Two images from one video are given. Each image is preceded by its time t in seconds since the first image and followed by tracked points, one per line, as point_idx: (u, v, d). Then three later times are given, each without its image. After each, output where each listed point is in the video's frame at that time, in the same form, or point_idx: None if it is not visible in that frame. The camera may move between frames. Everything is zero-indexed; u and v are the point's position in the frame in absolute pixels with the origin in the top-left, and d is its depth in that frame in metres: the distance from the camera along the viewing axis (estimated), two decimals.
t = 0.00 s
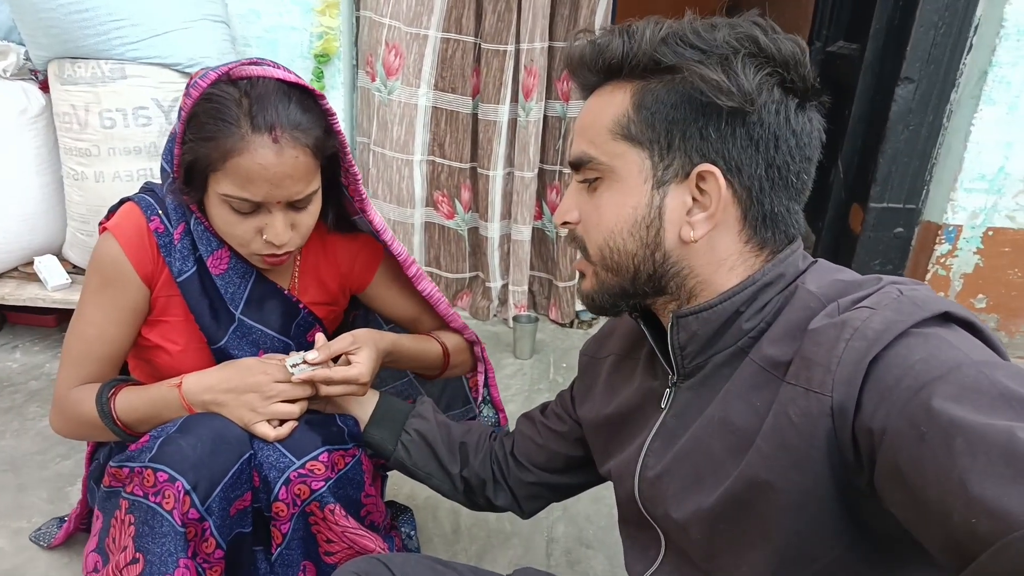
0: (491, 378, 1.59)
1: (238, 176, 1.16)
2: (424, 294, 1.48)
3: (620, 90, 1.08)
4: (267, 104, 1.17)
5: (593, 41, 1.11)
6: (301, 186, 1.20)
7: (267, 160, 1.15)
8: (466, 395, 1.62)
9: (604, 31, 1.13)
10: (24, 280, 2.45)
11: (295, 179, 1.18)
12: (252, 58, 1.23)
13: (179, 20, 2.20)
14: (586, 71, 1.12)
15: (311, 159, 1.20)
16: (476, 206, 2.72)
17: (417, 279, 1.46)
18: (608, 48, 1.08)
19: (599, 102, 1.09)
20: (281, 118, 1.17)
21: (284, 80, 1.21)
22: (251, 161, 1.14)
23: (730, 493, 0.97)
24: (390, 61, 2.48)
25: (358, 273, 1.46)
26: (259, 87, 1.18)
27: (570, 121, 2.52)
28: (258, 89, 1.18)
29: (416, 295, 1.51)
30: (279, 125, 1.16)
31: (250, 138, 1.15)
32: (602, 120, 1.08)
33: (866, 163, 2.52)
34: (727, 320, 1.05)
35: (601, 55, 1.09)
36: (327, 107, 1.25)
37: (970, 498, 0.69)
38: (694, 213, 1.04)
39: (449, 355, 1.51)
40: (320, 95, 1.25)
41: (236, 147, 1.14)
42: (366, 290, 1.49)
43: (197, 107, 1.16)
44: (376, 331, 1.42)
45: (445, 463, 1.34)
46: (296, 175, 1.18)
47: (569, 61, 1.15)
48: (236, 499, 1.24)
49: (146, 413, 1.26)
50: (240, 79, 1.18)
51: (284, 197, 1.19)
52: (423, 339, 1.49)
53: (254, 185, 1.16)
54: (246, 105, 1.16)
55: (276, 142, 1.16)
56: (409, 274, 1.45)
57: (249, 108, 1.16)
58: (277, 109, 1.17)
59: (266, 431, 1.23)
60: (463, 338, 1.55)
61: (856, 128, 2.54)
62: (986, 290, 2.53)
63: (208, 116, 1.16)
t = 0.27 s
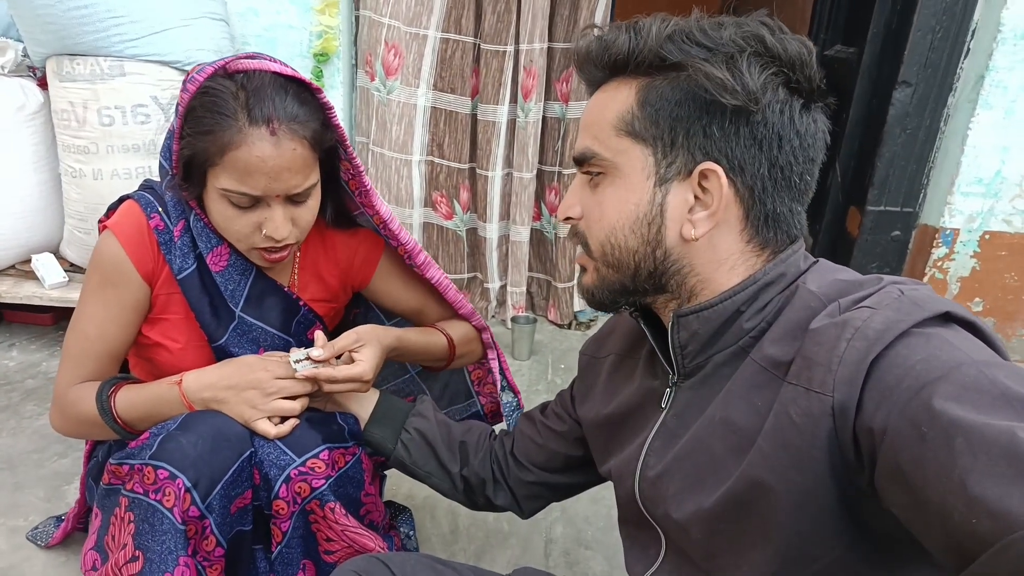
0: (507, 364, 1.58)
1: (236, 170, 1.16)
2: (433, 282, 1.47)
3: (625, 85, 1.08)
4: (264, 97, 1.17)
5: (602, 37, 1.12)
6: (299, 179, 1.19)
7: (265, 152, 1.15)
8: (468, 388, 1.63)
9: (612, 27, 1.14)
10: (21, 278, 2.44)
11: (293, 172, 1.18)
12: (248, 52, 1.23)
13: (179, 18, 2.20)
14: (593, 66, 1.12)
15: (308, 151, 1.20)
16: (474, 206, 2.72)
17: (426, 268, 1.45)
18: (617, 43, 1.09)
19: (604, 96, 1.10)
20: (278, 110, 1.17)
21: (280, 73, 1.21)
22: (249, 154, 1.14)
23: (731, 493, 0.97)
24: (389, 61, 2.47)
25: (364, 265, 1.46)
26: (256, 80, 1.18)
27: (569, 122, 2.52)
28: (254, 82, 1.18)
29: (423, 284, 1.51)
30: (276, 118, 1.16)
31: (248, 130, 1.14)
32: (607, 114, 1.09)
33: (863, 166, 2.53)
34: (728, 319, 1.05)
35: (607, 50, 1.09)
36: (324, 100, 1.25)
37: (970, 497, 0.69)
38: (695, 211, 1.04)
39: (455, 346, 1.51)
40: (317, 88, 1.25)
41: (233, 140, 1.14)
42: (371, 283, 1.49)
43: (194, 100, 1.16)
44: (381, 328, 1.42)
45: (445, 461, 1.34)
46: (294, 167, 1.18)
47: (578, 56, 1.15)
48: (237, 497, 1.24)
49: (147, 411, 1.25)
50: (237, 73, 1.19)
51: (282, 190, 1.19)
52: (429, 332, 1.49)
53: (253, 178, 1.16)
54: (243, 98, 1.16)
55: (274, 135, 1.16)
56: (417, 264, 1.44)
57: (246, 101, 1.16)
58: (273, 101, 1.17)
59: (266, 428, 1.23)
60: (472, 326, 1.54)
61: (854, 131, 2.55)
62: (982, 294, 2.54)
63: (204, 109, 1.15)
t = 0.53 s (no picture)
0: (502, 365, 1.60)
1: (239, 170, 1.16)
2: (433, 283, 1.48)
3: (627, 83, 1.08)
4: (268, 98, 1.17)
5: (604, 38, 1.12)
6: (302, 180, 1.20)
7: (268, 153, 1.15)
8: (468, 390, 1.63)
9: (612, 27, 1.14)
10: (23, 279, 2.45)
11: (296, 173, 1.18)
12: (252, 53, 1.24)
13: (182, 19, 2.20)
14: (595, 67, 1.13)
15: (311, 152, 1.21)
16: (475, 208, 2.73)
17: (426, 269, 1.45)
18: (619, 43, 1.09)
19: (606, 94, 1.10)
20: (281, 111, 1.17)
21: (284, 75, 1.21)
22: (252, 155, 1.15)
23: (731, 492, 0.97)
24: (391, 63, 2.47)
25: (364, 265, 1.46)
26: (259, 81, 1.19)
27: (571, 124, 2.52)
28: (258, 82, 1.18)
29: (423, 285, 1.51)
30: (280, 119, 1.17)
31: (251, 131, 1.15)
32: (609, 114, 1.09)
33: (864, 169, 2.53)
34: (728, 318, 1.05)
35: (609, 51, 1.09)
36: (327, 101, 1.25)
37: (970, 496, 0.69)
38: (698, 209, 1.05)
39: (456, 346, 1.51)
40: (321, 90, 1.25)
41: (236, 140, 1.15)
42: (372, 283, 1.49)
43: (198, 100, 1.17)
44: (381, 325, 1.42)
45: (445, 460, 1.34)
46: (297, 168, 1.18)
47: (583, 56, 1.15)
48: (236, 494, 1.24)
49: (147, 408, 1.26)
50: (241, 73, 1.19)
51: (285, 190, 1.19)
52: (429, 332, 1.49)
53: (256, 179, 1.16)
54: (247, 99, 1.16)
55: (278, 136, 1.16)
56: (418, 265, 1.44)
57: (249, 101, 1.16)
58: (277, 102, 1.17)
59: (266, 426, 1.23)
60: (472, 327, 1.55)
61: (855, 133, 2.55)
62: (983, 297, 2.54)
63: (208, 109, 1.16)
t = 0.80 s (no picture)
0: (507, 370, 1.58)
1: (241, 178, 1.17)
2: (436, 288, 1.48)
3: (643, 79, 1.05)
4: (269, 105, 1.18)
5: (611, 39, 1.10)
6: (303, 187, 1.20)
7: (270, 160, 1.16)
8: (470, 396, 1.64)
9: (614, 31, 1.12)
10: (27, 289, 2.46)
11: (297, 180, 1.19)
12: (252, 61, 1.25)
13: (185, 30, 2.22)
14: (603, 68, 1.10)
15: (313, 160, 1.21)
16: (477, 215, 2.73)
17: (428, 274, 1.46)
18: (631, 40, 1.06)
19: (622, 91, 1.06)
20: (284, 119, 1.18)
21: (286, 82, 1.22)
22: (253, 163, 1.15)
23: (733, 495, 0.97)
24: (392, 71, 2.48)
25: (366, 271, 1.47)
26: (261, 89, 1.19)
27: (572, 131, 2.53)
28: (259, 90, 1.19)
29: (425, 291, 1.52)
30: (282, 126, 1.18)
31: (253, 138, 1.16)
32: (626, 110, 1.05)
33: (865, 173, 2.53)
34: (728, 321, 1.05)
35: (619, 50, 1.07)
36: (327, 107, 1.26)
37: (970, 497, 0.69)
38: (724, 204, 1.04)
39: (458, 350, 1.51)
40: (322, 97, 1.26)
41: (239, 147, 1.15)
42: (374, 289, 1.49)
43: (200, 109, 1.18)
44: (382, 331, 1.43)
45: (447, 465, 1.34)
46: (298, 175, 1.19)
47: (587, 58, 1.12)
48: (239, 501, 1.24)
49: (150, 415, 1.26)
50: (243, 82, 1.20)
51: (287, 198, 1.20)
52: (431, 337, 1.49)
53: (257, 186, 1.17)
54: (248, 107, 1.17)
55: (279, 143, 1.17)
56: (421, 270, 1.45)
57: (251, 109, 1.17)
58: (278, 110, 1.18)
59: (269, 432, 1.23)
60: (475, 331, 1.55)
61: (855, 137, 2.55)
62: (986, 299, 2.54)
63: (210, 117, 1.17)
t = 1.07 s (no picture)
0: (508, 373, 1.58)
1: (237, 176, 1.16)
2: (435, 288, 1.47)
3: (691, 71, 1.02)
4: (266, 104, 1.17)
5: (646, 31, 1.05)
6: (299, 187, 1.20)
7: (266, 159, 1.15)
8: (467, 397, 1.63)
9: (642, 21, 1.07)
10: (21, 288, 2.45)
11: (294, 179, 1.18)
12: (250, 58, 1.24)
13: (183, 29, 2.21)
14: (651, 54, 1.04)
15: (310, 159, 1.21)
16: (475, 217, 2.73)
17: (427, 273, 1.45)
18: (674, 33, 1.03)
19: (672, 82, 1.01)
20: (280, 118, 1.17)
21: (283, 80, 1.22)
22: (250, 161, 1.15)
23: (734, 499, 0.96)
24: (392, 73, 2.47)
25: (364, 271, 1.46)
26: (258, 87, 1.19)
27: (570, 134, 2.53)
28: (257, 89, 1.18)
29: (424, 291, 1.51)
30: (278, 125, 1.17)
31: (250, 137, 1.15)
32: (704, 94, 1.00)
33: (863, 179, 2.54)
34: (731, 326, 1.05)
35: (676, 40, 1.02)
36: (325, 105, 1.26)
37: (971, 499, 0.69)
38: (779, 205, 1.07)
39: (456, 349, 1.50)
40: (321, 95, 1.25)
41: (235, 146, 1.15)
42: (372, 288, 1.49)
43: (196, 107, 1.17)
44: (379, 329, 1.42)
45: (444, 468, 1.33)
46: (294, 175, 1.18)
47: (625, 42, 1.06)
48: (235, 504, 1.23)
49: (145, 417, 1.25)
50: (240, 79, 1.20)
51: (283, 197, 1.19)
52: (429, 335, 1.48)
53: (253, 185, 1.16)
54: (245, 105, 1.16)
55: (276, 142, 1.16)
56: (419, 270, 1.44)
57: (248, 107, 1.16)
58: (276, 108, 1.17)
59: (266, 434, 1.22)
60: (474, 330, 1.55)
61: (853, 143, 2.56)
62: (982, 306, 2.50)
63: (207, 116, 1.16)
